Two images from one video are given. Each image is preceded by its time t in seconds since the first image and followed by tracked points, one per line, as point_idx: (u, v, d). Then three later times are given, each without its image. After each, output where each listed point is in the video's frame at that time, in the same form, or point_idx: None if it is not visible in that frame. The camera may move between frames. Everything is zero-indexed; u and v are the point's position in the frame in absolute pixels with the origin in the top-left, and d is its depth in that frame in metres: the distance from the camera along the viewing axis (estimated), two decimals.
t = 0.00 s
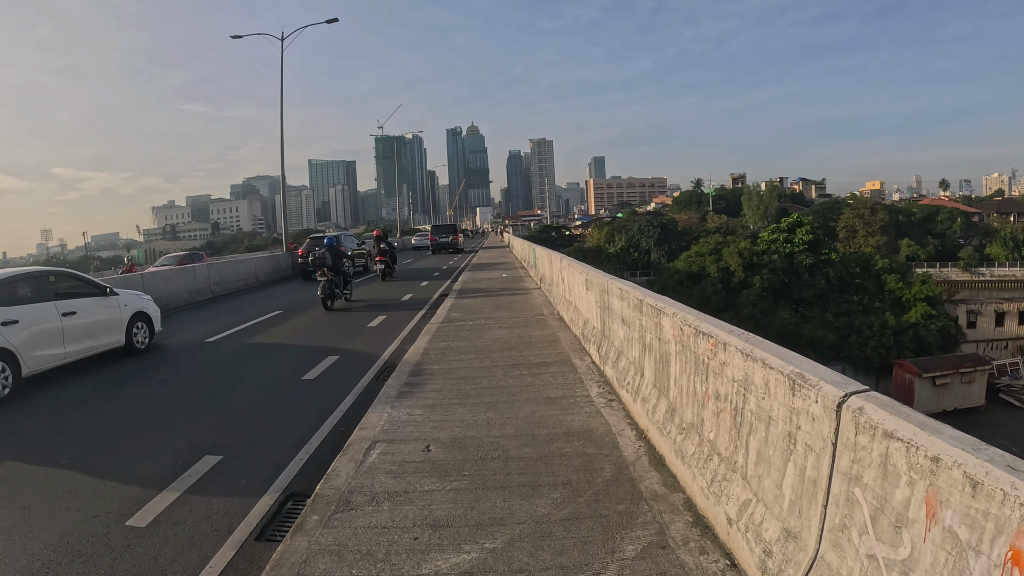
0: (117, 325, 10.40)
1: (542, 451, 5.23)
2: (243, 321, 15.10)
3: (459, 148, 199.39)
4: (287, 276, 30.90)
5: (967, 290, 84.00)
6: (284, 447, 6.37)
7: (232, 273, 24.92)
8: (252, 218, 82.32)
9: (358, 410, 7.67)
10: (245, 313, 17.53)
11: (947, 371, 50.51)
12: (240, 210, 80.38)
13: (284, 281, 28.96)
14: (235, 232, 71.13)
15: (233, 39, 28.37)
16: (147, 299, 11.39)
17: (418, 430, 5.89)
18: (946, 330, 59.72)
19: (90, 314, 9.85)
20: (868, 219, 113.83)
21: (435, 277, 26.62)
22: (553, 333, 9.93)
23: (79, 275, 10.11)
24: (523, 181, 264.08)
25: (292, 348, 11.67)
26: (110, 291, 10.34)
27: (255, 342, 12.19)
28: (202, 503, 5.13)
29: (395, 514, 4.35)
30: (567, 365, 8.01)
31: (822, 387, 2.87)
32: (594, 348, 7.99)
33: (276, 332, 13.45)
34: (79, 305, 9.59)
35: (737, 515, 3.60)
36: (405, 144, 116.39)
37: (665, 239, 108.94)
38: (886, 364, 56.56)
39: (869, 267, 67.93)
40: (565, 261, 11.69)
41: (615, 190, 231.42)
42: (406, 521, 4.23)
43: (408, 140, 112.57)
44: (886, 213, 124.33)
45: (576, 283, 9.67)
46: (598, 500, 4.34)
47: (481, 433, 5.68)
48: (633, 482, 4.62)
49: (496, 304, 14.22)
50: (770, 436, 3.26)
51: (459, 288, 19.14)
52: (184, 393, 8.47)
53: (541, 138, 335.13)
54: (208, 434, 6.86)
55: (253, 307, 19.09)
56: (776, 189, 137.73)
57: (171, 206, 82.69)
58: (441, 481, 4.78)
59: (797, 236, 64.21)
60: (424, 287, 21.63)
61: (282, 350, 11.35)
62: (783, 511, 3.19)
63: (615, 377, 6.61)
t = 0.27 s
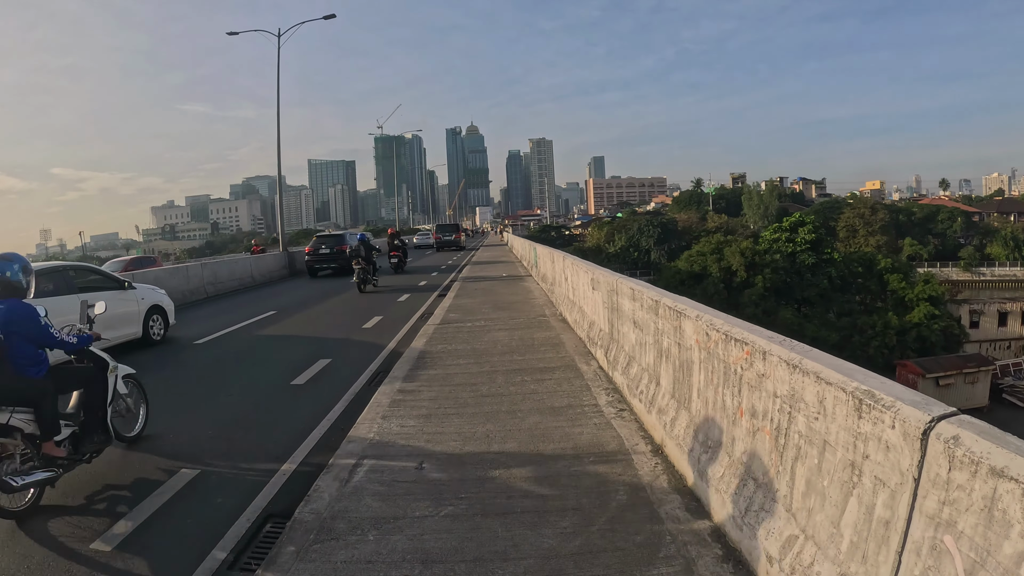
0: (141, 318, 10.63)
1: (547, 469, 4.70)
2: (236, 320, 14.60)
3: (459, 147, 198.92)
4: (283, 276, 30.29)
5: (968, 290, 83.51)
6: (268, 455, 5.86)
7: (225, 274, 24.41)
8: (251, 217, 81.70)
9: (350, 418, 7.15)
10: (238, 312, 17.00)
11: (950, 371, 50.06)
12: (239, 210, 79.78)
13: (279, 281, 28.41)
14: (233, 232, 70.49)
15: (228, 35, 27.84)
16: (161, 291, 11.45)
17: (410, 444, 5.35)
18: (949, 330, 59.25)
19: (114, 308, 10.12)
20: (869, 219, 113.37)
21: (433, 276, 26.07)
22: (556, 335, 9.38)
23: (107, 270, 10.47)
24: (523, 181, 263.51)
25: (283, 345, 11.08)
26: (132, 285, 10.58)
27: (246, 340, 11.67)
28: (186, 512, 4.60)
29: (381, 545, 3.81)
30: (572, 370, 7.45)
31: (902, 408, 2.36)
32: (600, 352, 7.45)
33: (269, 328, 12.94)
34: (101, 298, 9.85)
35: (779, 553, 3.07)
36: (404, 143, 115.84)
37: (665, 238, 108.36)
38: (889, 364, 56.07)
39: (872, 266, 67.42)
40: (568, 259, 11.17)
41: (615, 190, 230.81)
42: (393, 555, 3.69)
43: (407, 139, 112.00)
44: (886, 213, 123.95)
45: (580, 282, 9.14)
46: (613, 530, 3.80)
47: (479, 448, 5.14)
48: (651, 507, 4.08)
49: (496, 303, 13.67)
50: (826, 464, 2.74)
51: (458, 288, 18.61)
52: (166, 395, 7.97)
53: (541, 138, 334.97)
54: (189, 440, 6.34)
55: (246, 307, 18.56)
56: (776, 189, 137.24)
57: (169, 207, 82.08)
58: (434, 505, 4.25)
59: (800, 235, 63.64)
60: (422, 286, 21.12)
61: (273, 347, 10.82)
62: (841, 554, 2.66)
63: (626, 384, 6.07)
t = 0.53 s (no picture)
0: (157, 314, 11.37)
1: (554, 506, 4.20)
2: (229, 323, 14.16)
3: (459, 147, 198.30)
4: (280, 278, 29.74)
5: (971, 291, 82.94)
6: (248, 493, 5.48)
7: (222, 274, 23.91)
8: (250, 217, 81.14)
9: (339, 440, 6.71)
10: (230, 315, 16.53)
11: (954, 373, 49.59)
12: (238, 210, 79.24)
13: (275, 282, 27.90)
14: (232, 232, 70.05)
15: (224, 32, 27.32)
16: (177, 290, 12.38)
17: (401, 474, 4.83)
18: (953, 332, 58.73)
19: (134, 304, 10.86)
20: (870, 219, 112.82)
21: (431, 278, 25.55)
22: (560, 345, 8.87)
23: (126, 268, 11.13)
24: (523, 181, 262.88)
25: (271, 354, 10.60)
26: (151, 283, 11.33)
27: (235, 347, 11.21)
28: (132, 574, 4.29)
29: None
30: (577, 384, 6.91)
31: (1009, 480, 1.91)
32: (608, 365, 6.94)
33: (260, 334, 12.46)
34: (124, 295, 10.52)
35: None
36: (404, 143, 115.27)
37: (666, 238, 107.78)
38: (892, 366, 55.62)
39: (874, 267, 66.87)
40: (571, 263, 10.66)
41: (615, 190, 230.24)
42: None
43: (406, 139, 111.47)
44: (887, 213, 123.50)
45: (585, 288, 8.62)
46: None
47: (477, 480, 4.63)
48: (674, 555, 3.59)
49: (496, 308, 13.12)
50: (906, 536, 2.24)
51: (458, 290, 18.12)
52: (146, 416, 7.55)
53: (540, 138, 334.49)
54: (160, 478, 5.89)
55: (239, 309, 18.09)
56: (776, 189, 136.69)
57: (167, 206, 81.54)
58: (426, 553, 3.74)
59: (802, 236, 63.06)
60: (421, 288, 20.64)
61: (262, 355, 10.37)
62: None
63: (638, 405, 5.55)
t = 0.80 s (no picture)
0: (175, 306, 12.29)
1: (566, 536, 3.69)
2: (221, 326, 13.70)
3: (459, 147, 197.86)
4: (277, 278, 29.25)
5: (973, 291, 82.37)
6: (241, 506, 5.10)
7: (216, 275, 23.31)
8: (250, 217, 80.68)
9: (328, 452, 6.27)
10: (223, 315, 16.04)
11: (958, 373, 49.17)
12: (237, 209, 78.82)
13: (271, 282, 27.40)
14: (230, 232, 69.54)
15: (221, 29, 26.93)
16: (195, 284, 13.33)
17: (392, 497, 4.32)
18: (956, 332, 58.24)
19: (154, 296, 11.74)
20: (871, 218, 112.32)
21: (430, 278, 25.07)
22: (564, 347, 8.38)
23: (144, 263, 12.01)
24: (523, 181, 262.43)
25: (261, 359, 10.12)
26: (169, 278, 12.21)
27: (224, 353, 10.76)
28: None
29: None
30: (584, 392, 6.38)
31: None
32: (615, 369, 6.48)
33: (250, 339, 12.02)
34: (148, 288, 11.47)
35: None
36: (404, 143, 114.88)
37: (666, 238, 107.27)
38: (895, 366, 55.17)
39: (877, 266, 66.34)
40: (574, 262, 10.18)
41: (614, 189, 229.69)
42: None
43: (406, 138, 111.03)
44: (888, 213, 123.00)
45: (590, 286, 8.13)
46: None
47: (478, 505, 4.12)
48: None
49: (496, 309, 12.60)
50: None
51: (457, 290, 17.65)
52: (127, 426, 7.10)
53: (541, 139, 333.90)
54: (133, 494, 5.39)
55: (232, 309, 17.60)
56: (777, 189, 136.22)
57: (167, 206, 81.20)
58: None
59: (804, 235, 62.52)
60: (419, 288, 20.17)
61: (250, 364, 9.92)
62: None
63: (655, 417, 5.04)
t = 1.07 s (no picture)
0: (200, 299, 12.44)
1: None
2: (216, 326, 13.19)
3: (459, 146, 197.18)
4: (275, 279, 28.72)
5: (976, 291, 81.89)
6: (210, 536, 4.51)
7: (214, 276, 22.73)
8: (249, 217, 80.09)
9: (317, 478, 5.75)
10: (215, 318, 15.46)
11: (962, 375, 48.66)
12: (237, 209, 78.18)
13: (267, 283, 26.85)
14: (228, 231, 68.97)
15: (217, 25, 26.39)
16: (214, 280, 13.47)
17: (387, 542, 3.79)
18: (960, 332, 57.71)
19: (180, 290, 11.91)
20: (872, 218, 111.84)
21: (430, 279, 24.50)
22: (571, 357, 7.84)
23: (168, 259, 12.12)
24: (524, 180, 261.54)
25: (251, 367, 9.59)
26: (193, 273, 12.34)
27: (214, 359, 10.22)
28: None
29: None
30: (597, 408, 5.83)
31: None
32: (630, 384, 5.97)
33: (244, 343, 11.50)
34: (173, 284, 11.65)
35: None
36: (403, 142, 114.25)
37: (667, 238, 106.66)
38: (899, 367, 54.66)
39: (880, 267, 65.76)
40: (581, 264, 9.64)
41: (614, 189, 229.04)
42: None
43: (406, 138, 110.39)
44: (890, 213, 122.45)
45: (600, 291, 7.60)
46: None
47: (484, 554, 3.58)
48: None
49: (498, 313, 12.04)
50: None
51: (457, 293, 17.10)
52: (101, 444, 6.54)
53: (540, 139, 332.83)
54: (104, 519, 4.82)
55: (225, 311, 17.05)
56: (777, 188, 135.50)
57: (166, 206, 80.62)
58: None
59: (807, 235, 61.91)
60: (418, 290, 19.63)
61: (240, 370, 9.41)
62: None
63: (681, 443, 4.50)
